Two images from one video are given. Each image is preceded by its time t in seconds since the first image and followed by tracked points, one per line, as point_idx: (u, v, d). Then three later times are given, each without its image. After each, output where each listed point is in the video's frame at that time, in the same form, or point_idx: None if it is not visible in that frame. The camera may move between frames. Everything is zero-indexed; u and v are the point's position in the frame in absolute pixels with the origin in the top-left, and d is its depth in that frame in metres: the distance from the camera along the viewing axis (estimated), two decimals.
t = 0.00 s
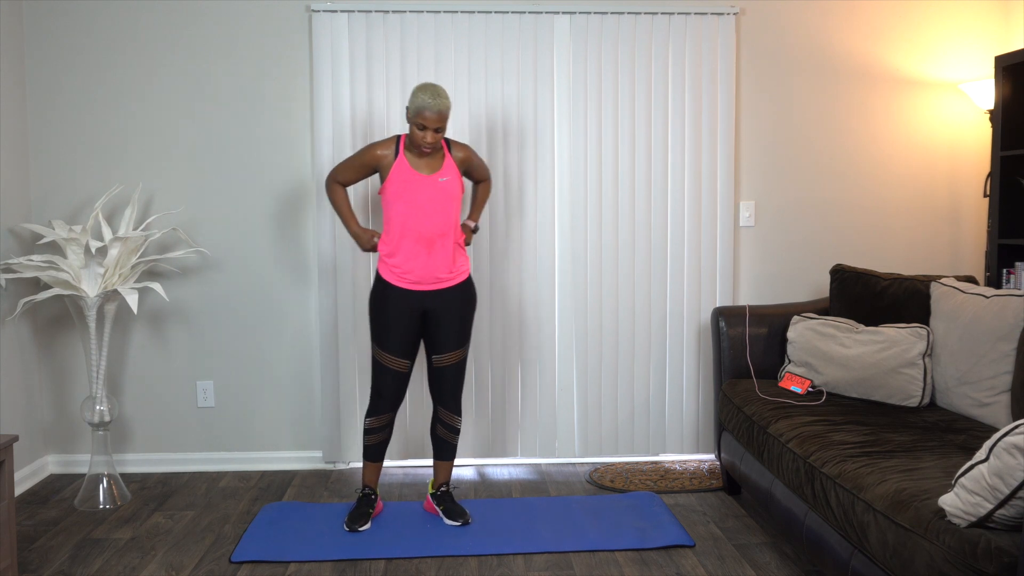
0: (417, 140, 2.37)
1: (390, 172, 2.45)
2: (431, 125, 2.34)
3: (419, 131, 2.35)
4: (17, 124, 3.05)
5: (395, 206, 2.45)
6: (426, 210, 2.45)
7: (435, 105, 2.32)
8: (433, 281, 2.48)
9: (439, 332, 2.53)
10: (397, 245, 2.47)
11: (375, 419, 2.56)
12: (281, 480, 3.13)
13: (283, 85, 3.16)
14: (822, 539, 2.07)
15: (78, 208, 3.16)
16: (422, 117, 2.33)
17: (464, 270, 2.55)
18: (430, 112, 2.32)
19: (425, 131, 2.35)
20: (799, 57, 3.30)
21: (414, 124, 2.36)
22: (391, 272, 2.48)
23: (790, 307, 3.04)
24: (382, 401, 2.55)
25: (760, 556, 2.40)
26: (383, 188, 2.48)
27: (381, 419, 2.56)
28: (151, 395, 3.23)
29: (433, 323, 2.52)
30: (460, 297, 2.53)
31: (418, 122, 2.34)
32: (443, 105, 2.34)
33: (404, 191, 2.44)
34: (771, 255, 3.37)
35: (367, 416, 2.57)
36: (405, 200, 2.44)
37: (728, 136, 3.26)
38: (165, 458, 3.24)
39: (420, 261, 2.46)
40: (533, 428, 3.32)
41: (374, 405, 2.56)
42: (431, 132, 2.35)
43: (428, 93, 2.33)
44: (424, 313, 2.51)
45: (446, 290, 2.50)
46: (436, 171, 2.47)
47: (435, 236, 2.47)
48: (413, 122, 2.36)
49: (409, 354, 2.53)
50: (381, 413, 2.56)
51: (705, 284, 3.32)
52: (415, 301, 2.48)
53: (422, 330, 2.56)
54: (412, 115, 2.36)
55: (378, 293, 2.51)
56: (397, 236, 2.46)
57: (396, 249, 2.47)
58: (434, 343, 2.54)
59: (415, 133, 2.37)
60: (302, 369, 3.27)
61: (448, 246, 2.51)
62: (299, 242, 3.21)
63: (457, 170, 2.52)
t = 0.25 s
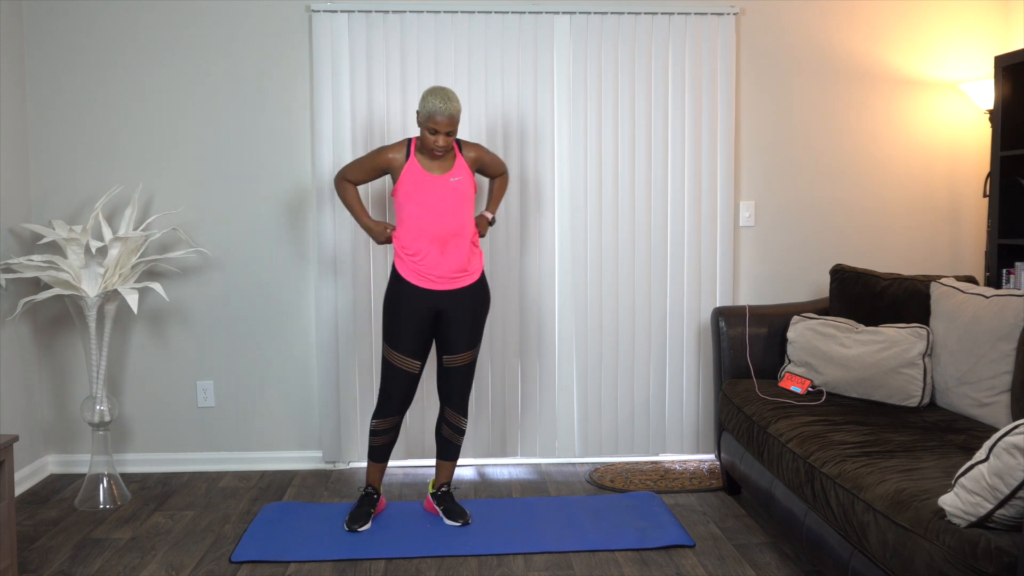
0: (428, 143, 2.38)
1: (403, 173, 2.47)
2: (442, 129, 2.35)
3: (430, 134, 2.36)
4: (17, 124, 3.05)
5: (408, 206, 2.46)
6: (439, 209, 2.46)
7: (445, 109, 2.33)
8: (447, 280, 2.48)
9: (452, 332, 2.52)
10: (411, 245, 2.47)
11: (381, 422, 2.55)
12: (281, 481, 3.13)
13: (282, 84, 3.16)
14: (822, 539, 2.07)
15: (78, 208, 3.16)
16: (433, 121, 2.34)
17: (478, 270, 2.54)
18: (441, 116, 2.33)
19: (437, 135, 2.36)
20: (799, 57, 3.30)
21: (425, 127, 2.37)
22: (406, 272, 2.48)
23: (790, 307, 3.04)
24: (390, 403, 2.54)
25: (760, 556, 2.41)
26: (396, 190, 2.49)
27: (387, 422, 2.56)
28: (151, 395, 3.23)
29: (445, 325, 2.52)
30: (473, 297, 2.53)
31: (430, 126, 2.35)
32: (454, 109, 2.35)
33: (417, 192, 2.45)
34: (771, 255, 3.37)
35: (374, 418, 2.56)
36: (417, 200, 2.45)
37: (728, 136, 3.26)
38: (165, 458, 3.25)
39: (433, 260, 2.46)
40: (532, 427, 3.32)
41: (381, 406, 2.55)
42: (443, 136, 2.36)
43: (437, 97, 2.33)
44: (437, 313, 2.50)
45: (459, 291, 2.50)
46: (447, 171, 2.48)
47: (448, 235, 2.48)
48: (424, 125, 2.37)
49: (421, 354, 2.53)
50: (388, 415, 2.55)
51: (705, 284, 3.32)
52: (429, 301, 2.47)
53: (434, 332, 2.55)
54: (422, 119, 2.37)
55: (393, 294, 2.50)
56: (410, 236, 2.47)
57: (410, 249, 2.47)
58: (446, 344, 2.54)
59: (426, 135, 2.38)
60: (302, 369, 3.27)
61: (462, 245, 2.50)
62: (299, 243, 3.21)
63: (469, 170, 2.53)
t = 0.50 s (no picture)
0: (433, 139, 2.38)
1: (411, 174, 2.48)
2: (445, 123, 2.34)
3: (433, 129, 2.36)
4: (17, 124, 3.05)
5: (415, 208, 2.47)
6: (446, 211, 2.47)
7: (448, 103, 2.32)
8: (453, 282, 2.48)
9: (457, 332, 2.51)
10: (417, 246, 2.48)
11: (389, 423, 2.55)
12: (281, 480, 3.13)
13: (282, 84, 3.16)
14: (822, 539, 2.07)
15: (78, 208, 3.16)
16: (435, 115, 2.34)
17: (484, 272, 2.55)
18: (444, 110, 2.33)
19: (440, 130, 2.36)
20: (799, 57, 3.30)
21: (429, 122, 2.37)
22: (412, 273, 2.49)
23: (790, 307, 3.04)
24: (398, 405, 2.53)
25: (760, 556, 2.41)
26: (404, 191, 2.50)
27: (395, 423, 2.55)
28: (151, 395, 3.23)
29: (451, 325, 2.51)
30: (479, 297, 2.53)
31: (432, 121, 2.35)
32: (457, 104, 2.34)
33: (424, 193, 2.46)
34: (770, 255, 3.37)
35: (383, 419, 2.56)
36: (424, 202, 2.46)
37: (728, 136, 3.26)
38: (165, 458, 3.25)
39: (439, 261, 2.47)
40: (532, 427, 3.32)
41: (391, 407, 2.54)
42: (446, 131, 2.36)
43: (441, 92, 2.34)
44: (442, 313, 2.50)
45: (466, 291, 2.50)
46: (456, 173, 2.49)
47: (454, 237, 2.49)
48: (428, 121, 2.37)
49: (428, 355, 2.53)
50: (396, 417, 2.54)
51: (705, 284, 3.32)
52: (434, 301, 2.47)
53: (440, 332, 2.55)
54: (426, 115, 2.37)
55: (398, 294, 2.50)
56: (417, 238, 2.48)
57: (416, 250, 2.48)
58: (451, 344, 2.53)
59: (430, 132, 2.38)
60: (302, 369, 3.27)
61: (468, 248, 2.51)
62: (299, 243, 3.21)
63: (477, 171, 2.53)
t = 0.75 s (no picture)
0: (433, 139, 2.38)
1: (410, 173, 2.47)
2: (444, 123, 2.33)
3: (433, 129, 2.35)
4: (17, 124, 3.05)
5: (414, 207, 2.47)
6: (445, 211, 2.46)
7: (447, 104, 2.31)
8: (450, 282, 2.48)
9: (455, 332, 2.52)
10: (416, 246, 2.48)
11: (383, 421, 2.55)
12: (281, 480, 3.13)
13: (282, 85, 3.16)
14: (822, 539, 2.07)
15: (78, 208, 3.16)
16: (434, 115, 2.33)
17: (482, 272, 2.54)
18: (443, 110, 2.32)
19: (439, 129, 2.35)
20: (799, 57, 3.30)
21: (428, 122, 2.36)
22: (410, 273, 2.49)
23: (790, 307, 3.04)
24: (391, 403, 2.53)
25: (760, 556, 2.41)
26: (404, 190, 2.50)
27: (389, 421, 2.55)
28: (151, 395, 3.23)
29: (449, 324, 2.52)
30: (477, 296, 2.52)
31: (432, 121, 2.34)
32: (456, 104, 2.33)
33: (423, 192, 2.46)
34: (770, 255, 3.37)
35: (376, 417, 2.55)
36: (423, 201, 2.46)
37: (728, 136, 3.26)
38: (165, 458, 3.25)
39: (437, 261, 2.47)
40: (532, 427, 3.32)
41: (383, 405, 2.54)
42: (445, 131, 2.35)
43: (440, 92, 2.32)
44: (440, 312, 2.50)
45: (463, 291, 2.49)
46: (456, 172, 2.48)
47: (452, 237, 2.48)
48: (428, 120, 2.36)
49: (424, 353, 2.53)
50: (390, 415, 2.54)
51: (705, 284, 3.32)
52: (432, 300, 2.47)
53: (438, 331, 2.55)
54: (426, 115, 2.36)
55: (396, 293, 2.51)
56: (415, 237, 2.48)
57: (415, 249, 2.48)
58: (449, 344, 2.53)
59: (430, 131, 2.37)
60: (302, 369, 3.27)
61: (467, 248, 2.50)
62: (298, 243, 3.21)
63: (478, 171, 2.52)
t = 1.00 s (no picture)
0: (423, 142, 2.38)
1: (399, 174, 2.47)
2: (433, 126, 2.33)
3: (422, 132, 2.35)
4: (17, 124, 3.05)
5: (402, 208, 2.46)
6: (433, 213, 2.46)
7: (436, 106, 2.31)
8: (438, 284, 2.48)
9: (445, 332, 2.52)
10: (403, 247, 2.48)
11: (378, 421, 2.55)
12: (281, 480, 3.13)
13: (283, 85, 3.16)
14: (822, 539, 2.07)
15: (78, 208, 3.16)
16: (424, 119, 2.33)
17: (470, 274, 2.53)
18: (432, 113, 2.32)
19: (428, 132, 2.35)
20: (798, 57, 3.30)
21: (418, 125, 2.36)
22: (397, 274, 2.49)
23: (790, 307, 3.04)
24: (385, 403, 2.54)
25: (760, 556, 2.40)
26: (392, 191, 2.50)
27: (384, 421, 2.56)
28: (151, 395, 3.23)
29: (439, 323, 2.52)
30: (466, 295, 2.52)
31: (422, 124, 2.34)
32: (445, 107, 2.33)
33: (412, 194, 2.45)
34: (770, 255, 3.37)
35: (370, 417, 2.56)
36: (412, 203, 2.45)
37: (728, 136, 3.26)
38: (165, 458, 3.25)
39: (424, 263, 2.47)
40: (532, 427, 3.32)
41: (376, 406, 2.55)
42: (435, 133, 2.35)
43: (430, 95, 2.33)
44: (430, 312, 2.50)
45: (451, 292, 2.49)
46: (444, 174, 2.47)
47: (440, 239, 2.47)
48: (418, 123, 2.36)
49: (414, 354, 2.53)
50: (384, 415, 2.55)
51: (705, 284, 3.32)
52: (420, 301, 2.48)
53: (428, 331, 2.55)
54: (416, 117, 2.36)
55: (385, 294, 2.51)
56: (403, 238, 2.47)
57: (402, 251, 2.48)
58: (440, 343, 2.53)
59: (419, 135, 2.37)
60: (302, 369, 3.27)
61: (455, 250, 2.50)
62: (298, 243, 3.21)
63: (467, 173, 2.52)
